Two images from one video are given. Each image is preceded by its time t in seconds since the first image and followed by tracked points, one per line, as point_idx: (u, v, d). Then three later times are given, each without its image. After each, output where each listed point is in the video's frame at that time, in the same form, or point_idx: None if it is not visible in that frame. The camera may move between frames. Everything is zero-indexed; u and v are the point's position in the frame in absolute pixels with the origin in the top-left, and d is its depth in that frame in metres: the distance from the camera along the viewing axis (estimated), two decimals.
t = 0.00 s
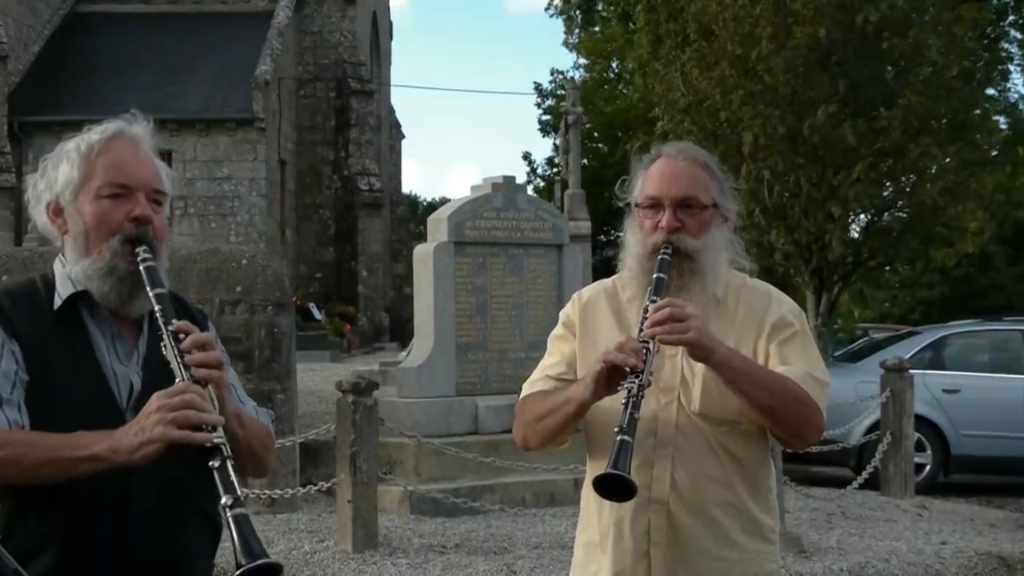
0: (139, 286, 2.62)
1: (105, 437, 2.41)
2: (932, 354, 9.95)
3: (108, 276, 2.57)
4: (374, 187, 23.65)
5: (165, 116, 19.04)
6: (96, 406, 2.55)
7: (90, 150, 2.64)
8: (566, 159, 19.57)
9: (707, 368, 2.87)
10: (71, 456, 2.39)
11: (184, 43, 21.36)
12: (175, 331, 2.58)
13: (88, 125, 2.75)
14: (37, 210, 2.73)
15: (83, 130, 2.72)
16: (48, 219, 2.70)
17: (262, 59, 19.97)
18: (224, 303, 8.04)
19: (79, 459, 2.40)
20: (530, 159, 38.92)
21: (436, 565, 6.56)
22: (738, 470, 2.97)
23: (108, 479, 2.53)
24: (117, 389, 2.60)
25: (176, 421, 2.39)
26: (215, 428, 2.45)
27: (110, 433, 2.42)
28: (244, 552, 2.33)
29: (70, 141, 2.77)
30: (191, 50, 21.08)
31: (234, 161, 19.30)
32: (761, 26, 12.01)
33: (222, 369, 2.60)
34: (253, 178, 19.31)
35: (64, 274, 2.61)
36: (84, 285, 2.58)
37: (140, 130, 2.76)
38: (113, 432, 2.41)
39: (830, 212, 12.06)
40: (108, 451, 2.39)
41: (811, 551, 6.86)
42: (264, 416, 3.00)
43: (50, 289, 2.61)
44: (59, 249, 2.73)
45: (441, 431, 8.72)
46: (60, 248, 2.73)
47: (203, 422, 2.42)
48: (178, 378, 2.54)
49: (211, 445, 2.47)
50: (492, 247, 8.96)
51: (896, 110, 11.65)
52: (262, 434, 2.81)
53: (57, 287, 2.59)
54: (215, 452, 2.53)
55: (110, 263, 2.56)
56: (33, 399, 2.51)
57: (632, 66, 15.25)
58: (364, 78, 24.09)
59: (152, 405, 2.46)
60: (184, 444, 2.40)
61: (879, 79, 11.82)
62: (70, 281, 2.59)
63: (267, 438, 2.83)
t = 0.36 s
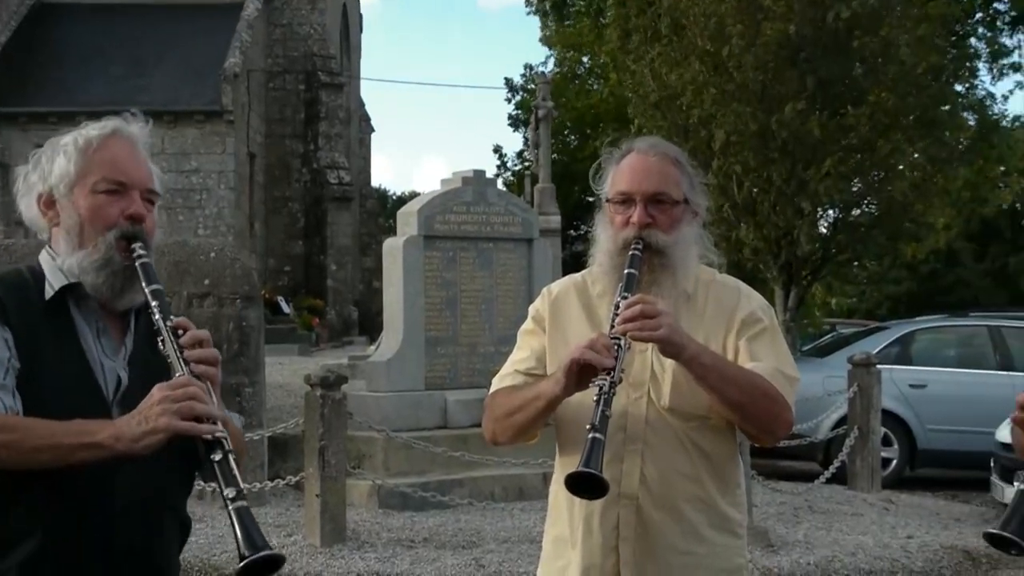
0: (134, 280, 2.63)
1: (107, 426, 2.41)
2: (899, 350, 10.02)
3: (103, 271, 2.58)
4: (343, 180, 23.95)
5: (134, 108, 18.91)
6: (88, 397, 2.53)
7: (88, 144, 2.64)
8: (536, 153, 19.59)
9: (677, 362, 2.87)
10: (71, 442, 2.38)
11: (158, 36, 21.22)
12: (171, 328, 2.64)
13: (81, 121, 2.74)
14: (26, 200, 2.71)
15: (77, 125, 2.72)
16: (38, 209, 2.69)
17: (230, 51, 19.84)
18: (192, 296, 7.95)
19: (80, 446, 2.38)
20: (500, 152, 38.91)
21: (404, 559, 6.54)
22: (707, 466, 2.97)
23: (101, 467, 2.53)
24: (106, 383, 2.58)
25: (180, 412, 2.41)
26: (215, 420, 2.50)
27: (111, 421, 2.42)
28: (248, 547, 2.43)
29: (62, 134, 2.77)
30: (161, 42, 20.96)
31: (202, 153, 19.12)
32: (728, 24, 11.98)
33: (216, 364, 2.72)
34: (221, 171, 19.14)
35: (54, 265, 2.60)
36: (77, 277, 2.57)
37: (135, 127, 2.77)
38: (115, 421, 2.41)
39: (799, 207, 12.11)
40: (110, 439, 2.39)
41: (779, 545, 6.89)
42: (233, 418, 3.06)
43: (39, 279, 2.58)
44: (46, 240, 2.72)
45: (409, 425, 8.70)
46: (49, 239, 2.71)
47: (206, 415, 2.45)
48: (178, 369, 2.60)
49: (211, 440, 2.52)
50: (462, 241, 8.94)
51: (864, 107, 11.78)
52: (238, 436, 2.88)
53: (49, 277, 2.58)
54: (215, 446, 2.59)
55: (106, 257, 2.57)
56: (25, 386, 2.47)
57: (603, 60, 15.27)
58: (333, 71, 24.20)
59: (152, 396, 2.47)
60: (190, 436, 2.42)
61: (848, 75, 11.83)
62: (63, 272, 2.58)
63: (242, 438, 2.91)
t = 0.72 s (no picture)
0: (96, 272, 2.62)
1: (95, 430, 2.40)
2: (867, 345, 10.08)
3: (67, 264, 2.56)
4: (312, 173, 23.93)
5: (102, 101, 18.77)
6: (66, 398, 2.51)
7: (32, 135, 2.59)
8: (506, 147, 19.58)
9: (648, 357, 2.87)
10: (59, 450, 2.37)
11: (125, 27, 21.05)
12: (145, 319, 2.64)
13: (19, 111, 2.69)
14: None
15: (17, 116, 2.66)
16: None
17: (199, 43, 19.72)
18: (160, 288, 7.86)
19: (69, 452, 2.38)
20: (469, 146, 38.89)
21: (374, 554, 6.52)
22: (677, 460, 2.97)
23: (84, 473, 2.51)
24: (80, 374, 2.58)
25: (167, 411, 2.42)
26: (200, 413, 2.51)
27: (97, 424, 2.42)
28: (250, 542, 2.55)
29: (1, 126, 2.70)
30: (129, 34, 20.79)
31: (171, 146, 18.97)
32: (700, 17, 11.96)
33: (194, 354, 2.72)
34: (190, 164, 18.98)
35: (15, 263, 2.57)
36: (42, 273, 2.55)
37: (73, 112, 2.72)
38: (102, 424, 2.41)
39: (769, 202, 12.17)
40: (100, 443, 2.38)
41: (747, 539, 6.92)
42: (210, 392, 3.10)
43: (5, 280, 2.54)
44: None
45: (379, 419, 8.66)
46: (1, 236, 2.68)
47: (193, 411, 2.47)
48: (156, 364, 2.60)
49: (199, 433, 2.57)
50: (431, 235, 8.92)
51: (831, 104, 11.81)
52: (218, 416, 2.91)
53: (12, 275, 2.54)
54: (205, 439, 2.67)
55: (67, 251, 2.55)
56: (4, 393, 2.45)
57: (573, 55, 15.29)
58: (302, 63, 24.13)
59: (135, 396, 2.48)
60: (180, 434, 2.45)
61: (815, 71, 11.79)
62: (26, 270, 2.55)
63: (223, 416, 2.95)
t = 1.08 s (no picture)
0: (65, 269, 2.62)
1: (74, 435, 2.42)
2: (843, 342, 10.13)
3: (34, 263, 2.56)
4: (289, 170, 23.91)
5: (77, 96, 18.66)
6: (45, 402, 2.52)
7: None
8: (484, 143, 19.55)
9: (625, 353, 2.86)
10: (40, 457, 2.40)
11: (101, 23, 20.96)
12: (119, 316, 2.62)
13: None
14: None
15: None
16: None
17: (176, 39, 19.64)
18: (136, 286, 7.82)
19: (50, 458, 2.41)
20: (447, 144, 38.86)
21: (351, 551, 6.49)
22: (652, 457, 2.96)
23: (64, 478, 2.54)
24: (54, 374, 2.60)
25: (146, 413, 2.43)
26: (179, 413, 2.52)
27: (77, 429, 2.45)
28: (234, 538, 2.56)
29: None
30: (105, 30, 20.68)
31: (147, 142, 18.88)
32: (678, 14, 12.00)
33: (170, 350, 2.68)
34: (166, 160, 18.87)
35: None
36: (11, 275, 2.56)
37: (32, 106, 2.71)
38: (80, 430, 2.43)
39: (745, 200, 12.18)
40: (79, 449, 2.41)
41: (725, 536, 6.93)
42: (190, 382, 3.08)
43: None
44: None
45: (357, 416, 8.64)
46: None
47: (171, 411, 2.48)
48: (132, 364, 2.58)
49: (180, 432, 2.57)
50: (409, 231, 8.89)
51: (810, 102, 11.77)
52: (200, 406, 2.90)
53: None
54: (186, 438, 2.68)
55: (33, 249, 2.55)
56: None
57: (551, 52, 15.32)
58: (279, 60, 24.04)
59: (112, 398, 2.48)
60: (158, 434, 2.46)
61: (792, 69, 11.88)
62: None
63: (205, 404, 2.93)
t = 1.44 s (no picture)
0: (55, 276, 2.66)
1: (35, 443, 2.42)
2: (814, 339, 10.19)
3: (25, 265, 2.60)
4: (262, 168, 23.90)
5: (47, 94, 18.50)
6: (18, 402, 2.52)
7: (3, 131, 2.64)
8: (456, 141, 19.54)
9: (595, 349, 2.86)
10: None
11: (70, 20, 20.81)
12: (98, 331, 2.68)
13: None
14: None
15: None
16: None
17: (147, 37, 19.52)
18: (108, 284, 7.76)
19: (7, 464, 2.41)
20: (419, 142, 38.86)
21: (324, 549, 6.46)
22: (624, 453, 2.96)
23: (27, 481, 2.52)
24: (30, 376, 2.60)
25: (107, 429, 2.42)
26: (142, 432, 2.51)
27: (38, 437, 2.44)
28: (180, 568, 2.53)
29: None
30: (75, 28, 20.53)
31: (119, 141, 18.73)
32: (648, 12, 11.96)
33: (143, 370, 2.74)
34: (138, 158, 18.73)
35: None
36: None
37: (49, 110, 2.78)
38: (42, 436, 2.43)
39: (717, 197, 12.22)
40: (36, 456, 2.41)
41: (697, 532, 6.95)
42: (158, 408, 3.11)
43: None
44: None
45: (330, 414, 8.62)
46: None
47: (135, 430, 2.48)
48: (104, 379, 2.62)
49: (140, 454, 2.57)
50: (382, 230, 8.87)
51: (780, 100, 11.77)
52: (164, 431, 2.92)
53: None
54: (144, 461, 2.69)
55: (26, 249, 2.59)
56: None
57: (523, 50, 15.34)
58: (251, 58, 23.98)
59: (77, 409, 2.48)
60: (118, 453, 2.46)
61: (764, 69, 11.95)
62: None
63: (169, 429, 2.96)
